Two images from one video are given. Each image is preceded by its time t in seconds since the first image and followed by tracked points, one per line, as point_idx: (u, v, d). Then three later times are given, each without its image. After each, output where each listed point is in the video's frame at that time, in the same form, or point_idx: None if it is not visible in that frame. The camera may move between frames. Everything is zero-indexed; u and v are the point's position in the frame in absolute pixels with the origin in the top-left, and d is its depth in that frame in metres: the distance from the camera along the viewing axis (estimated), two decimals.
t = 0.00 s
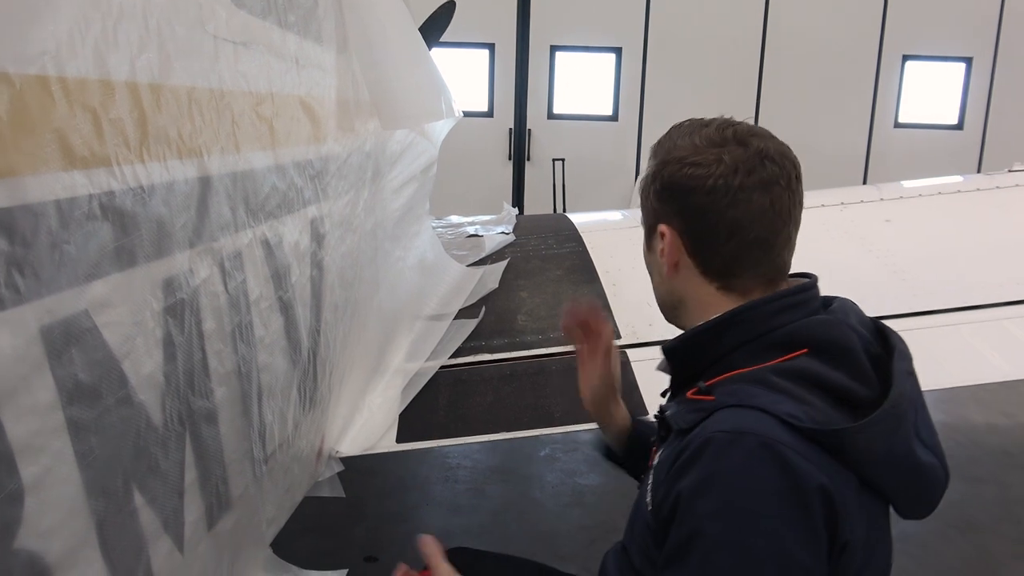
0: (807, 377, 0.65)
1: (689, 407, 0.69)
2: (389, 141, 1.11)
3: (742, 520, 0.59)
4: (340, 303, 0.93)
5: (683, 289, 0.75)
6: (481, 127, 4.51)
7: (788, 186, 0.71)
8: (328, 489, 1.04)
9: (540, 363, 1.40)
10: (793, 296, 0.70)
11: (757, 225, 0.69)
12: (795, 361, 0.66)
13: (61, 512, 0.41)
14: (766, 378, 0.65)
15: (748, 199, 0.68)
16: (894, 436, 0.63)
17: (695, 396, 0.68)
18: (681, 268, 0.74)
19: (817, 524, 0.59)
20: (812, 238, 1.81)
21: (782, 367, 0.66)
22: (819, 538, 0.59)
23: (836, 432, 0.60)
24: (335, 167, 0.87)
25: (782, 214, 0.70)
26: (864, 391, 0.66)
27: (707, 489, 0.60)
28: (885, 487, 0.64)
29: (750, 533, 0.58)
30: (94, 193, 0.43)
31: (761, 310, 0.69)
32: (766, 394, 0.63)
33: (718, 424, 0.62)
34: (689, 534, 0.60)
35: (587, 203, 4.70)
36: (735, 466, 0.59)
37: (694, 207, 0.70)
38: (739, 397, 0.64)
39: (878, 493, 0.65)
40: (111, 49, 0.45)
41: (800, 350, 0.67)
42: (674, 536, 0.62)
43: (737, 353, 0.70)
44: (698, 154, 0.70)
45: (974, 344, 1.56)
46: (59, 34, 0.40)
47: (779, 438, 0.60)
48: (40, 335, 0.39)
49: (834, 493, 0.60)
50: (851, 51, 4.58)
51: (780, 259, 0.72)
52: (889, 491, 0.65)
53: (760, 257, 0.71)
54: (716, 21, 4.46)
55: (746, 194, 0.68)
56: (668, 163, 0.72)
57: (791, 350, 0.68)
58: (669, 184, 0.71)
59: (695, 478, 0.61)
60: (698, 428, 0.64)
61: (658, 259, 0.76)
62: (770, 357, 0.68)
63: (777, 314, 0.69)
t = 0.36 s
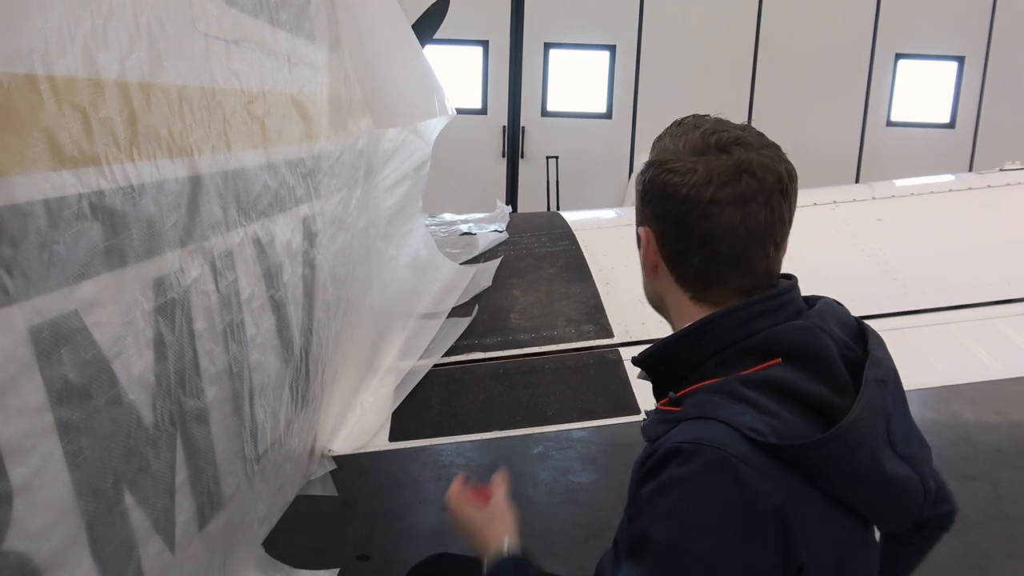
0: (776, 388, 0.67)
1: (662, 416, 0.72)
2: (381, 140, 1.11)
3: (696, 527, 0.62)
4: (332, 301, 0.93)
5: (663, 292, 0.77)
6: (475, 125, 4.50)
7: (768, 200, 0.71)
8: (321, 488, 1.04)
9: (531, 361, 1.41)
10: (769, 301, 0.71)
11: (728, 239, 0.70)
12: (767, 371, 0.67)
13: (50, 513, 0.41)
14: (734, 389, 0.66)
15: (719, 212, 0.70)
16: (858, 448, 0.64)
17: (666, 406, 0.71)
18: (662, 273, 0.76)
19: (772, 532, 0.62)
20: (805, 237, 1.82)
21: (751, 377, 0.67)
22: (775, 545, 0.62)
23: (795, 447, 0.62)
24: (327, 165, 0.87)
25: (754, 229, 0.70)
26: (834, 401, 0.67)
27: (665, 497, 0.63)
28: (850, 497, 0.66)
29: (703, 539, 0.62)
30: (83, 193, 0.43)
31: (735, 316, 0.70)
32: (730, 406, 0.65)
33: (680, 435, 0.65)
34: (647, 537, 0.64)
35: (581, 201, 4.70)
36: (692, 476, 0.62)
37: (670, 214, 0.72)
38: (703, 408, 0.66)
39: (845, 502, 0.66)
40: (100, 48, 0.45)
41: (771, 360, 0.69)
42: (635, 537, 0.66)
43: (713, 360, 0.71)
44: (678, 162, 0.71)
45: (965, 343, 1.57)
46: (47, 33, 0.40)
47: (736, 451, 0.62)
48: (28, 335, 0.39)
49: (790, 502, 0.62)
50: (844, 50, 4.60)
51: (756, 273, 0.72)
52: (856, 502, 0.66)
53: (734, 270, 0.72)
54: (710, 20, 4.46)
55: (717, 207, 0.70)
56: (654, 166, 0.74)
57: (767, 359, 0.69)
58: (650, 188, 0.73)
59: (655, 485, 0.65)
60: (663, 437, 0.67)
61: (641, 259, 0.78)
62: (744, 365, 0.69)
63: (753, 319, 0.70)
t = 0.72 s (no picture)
0: (778, 396, 0.67)
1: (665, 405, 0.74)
2: (378, 137, 1.11)
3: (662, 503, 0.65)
4: (328, 298, 0.93)
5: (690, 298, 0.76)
6: (471, 122, 4.50)
7: (795, 194, 0.71)
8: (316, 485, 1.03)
9: (526, 359, 1.41)
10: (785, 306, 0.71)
11: (756, 237, 0.70)
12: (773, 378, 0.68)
13: (47, 508, 0.41)
14: (733, 391, 0.68)
15: (748, 211, 0.69)
16: (847, 466, 0.64)
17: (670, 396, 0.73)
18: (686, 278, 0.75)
19: (737, 526, 0.65)
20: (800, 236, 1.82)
21: (756, 382, 0.68)
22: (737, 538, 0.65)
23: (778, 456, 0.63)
24: (323, 162, 0.87)
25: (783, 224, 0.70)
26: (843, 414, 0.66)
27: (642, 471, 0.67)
28: (832, 511, 0.66)
29: (667, 515, 0.65)
30: (80, 187, 0.43)
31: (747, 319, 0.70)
32: (727, 408, 0.66)
33: (671, 422, 0.67)
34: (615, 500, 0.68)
35: (577, 199, 4.70)
36: (671, 459, 0.65)
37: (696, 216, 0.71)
38: (700, 405, 0.67)
39: (828, 516, 0.67)
40: (97, 42, 0.45)
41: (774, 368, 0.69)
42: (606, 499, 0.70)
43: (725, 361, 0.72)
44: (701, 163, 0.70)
45: (962, 345, 1.56)
46: (44, 26, 0.40)
47: (721, 449, 0.64)
48: (25, 330, 0.39)
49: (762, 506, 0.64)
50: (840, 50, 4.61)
51: (784, 273, 0.73)
52: (838, 517, 0.66)
53: (764, 271, 0.72)
54: (706, 18, 4.46)
55: (749, 206, 0.69)
56: (670, 169, 0.72)
57: (774, 369, 0.69)
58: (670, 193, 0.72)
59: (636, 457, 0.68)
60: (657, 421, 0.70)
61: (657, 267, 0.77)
62: (754, 370, 0.70)
63: (764, 325, 0.71)
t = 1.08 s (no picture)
0: (797, 395, 0.67)
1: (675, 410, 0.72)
2: (373, 135, 1.11)
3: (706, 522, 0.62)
4: (324, 297, 0.93)
5: (732, 299, 0.74)
6: (466, 121, 4.50)
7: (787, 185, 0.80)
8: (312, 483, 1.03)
9: (522, 357, 1.41)
10: (806, 301, 0.73)
11: (787, 218, 0.73)
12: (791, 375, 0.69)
13: (40, 507, 0.41)
14: (752, 389, 0.67)
15: (780, 193, 0.72)
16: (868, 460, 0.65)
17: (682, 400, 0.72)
18: (729, 276, 0.73)
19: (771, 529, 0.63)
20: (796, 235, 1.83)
21: (776, 380, 0.68)
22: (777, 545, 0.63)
23: (808, 454, 0.63)
24: (319, 160, 0.87)
25: (800, 203, 0.75)
26: (853, 408, 0.68)
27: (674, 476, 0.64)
28: (856, 506, 0.67)
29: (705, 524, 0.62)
30: (74, 186, 0.43)
31: (762, 317, 0.71)
32: (749, 408, 0.66)
33: (693, 430, 0.65)
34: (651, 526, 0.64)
35: (573, 198, 4.70)
36: (708, 473, 0.62)
37: (739, 207, 0.71)
38: (720, 406, 0.66)
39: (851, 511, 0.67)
40: (92, 40, 0.44)
41: (792, 365, 0.70)
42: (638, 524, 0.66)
43: (735, 358, 0.72)
44: (723, 157, 0.71)
45: (960, 346, 1.58)
46: (38, 24, 0.40)
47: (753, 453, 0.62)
48: (19, 329, 0.38)
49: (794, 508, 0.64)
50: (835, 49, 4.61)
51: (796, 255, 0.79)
52: (860, 512, 0.67)
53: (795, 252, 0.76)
54: (702, 17, 4.47)
55: (793, 189, 0.74)
56: (721, 167, 0.71)
57: (789, 365, 0.70)
58: (707, 190, 0.70)
59: (666, 477, 0.64)
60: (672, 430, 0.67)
61: (720, 269, 0.73)
62: (769, 367, 0.70)
63: (778, 322, 0.71)
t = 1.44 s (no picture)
0: (805, 385, 0.68)
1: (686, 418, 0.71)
2: (370, 132, 1.11)
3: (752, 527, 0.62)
4: (322, 294, 0.93)
5: (711, 304, 0.75)
6: (463, 118, 4.49)
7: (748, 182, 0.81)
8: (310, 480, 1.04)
9: (519, 355, 1.41)
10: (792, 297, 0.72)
11: (753, 220, 0.75)
12: (788, 368, 0.69)
13: (37, 503, 0.41)
14: (761, 386, 0.68)
15: (743, 197, 0.74)
16: (887, 440, 0.66)
17: (691, 405, 0.70)
18: (706, 282, 0.74)
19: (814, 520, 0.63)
20: (792, 232, 1.84)
21: (781, 375, 0.68)
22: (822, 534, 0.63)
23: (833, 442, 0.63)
24: (316, 157, 0.87)
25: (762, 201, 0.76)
26: (856, 392, 0.68)
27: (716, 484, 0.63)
28: (881, 483, 0.68)
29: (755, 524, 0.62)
30: (71, 181, 0.43)
31: (755, 314, 0.71)
32: (763, 406, 0.66)
33: (718, 437, 0.65)
34: (698, 540, 0.64)
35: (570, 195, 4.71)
36: (744, 478, 0.62)
37: (707, 216, 0.72)
38: (739, 409, 0.66)
39: (875, 490, 0.68)
40: (89, 35, 0.44)
41: (796, 356, 0.70)
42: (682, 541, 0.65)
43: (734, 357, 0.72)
44: (686, 168, 0.73)
45: (952, 339, 1.59)
46: (34, 20, 0.40)
47: (783, 450, 0.63)
48: (16, 324, 0.38)
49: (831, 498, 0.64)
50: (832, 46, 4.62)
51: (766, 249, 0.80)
52: (885, 489, 0.68)
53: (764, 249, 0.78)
54: (699, 15, 4.47)
55: (754, 190, 0.75)
56: (685, 179, 0.72)
57: (787, 359, 0.70)
58: (676, 203, 0.72)
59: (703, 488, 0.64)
60: (695, 439, 0.67)
61: (698, 276, 0.74)
62: (766, 362, 0.70)
63: (768, 318, 0.71)
